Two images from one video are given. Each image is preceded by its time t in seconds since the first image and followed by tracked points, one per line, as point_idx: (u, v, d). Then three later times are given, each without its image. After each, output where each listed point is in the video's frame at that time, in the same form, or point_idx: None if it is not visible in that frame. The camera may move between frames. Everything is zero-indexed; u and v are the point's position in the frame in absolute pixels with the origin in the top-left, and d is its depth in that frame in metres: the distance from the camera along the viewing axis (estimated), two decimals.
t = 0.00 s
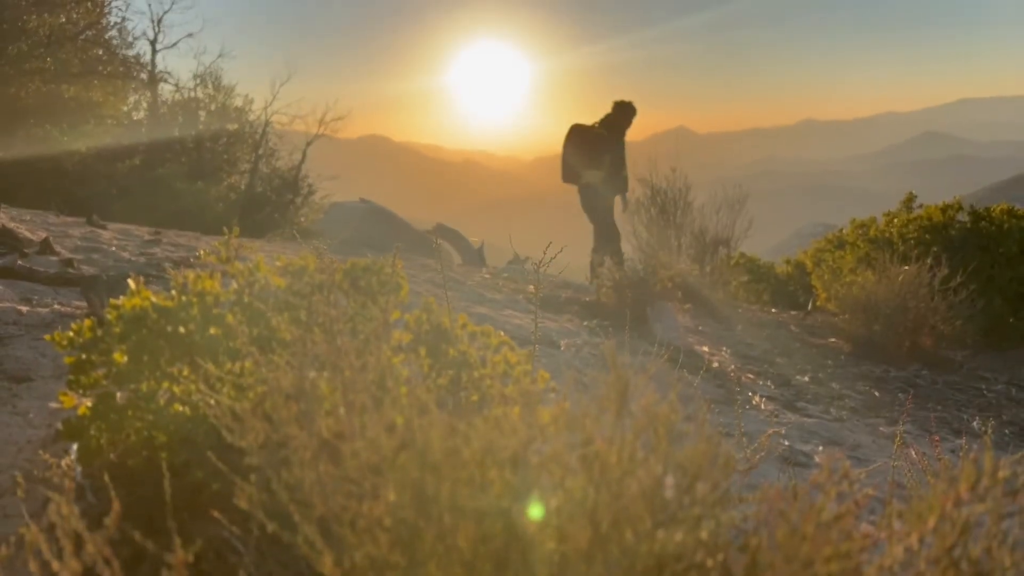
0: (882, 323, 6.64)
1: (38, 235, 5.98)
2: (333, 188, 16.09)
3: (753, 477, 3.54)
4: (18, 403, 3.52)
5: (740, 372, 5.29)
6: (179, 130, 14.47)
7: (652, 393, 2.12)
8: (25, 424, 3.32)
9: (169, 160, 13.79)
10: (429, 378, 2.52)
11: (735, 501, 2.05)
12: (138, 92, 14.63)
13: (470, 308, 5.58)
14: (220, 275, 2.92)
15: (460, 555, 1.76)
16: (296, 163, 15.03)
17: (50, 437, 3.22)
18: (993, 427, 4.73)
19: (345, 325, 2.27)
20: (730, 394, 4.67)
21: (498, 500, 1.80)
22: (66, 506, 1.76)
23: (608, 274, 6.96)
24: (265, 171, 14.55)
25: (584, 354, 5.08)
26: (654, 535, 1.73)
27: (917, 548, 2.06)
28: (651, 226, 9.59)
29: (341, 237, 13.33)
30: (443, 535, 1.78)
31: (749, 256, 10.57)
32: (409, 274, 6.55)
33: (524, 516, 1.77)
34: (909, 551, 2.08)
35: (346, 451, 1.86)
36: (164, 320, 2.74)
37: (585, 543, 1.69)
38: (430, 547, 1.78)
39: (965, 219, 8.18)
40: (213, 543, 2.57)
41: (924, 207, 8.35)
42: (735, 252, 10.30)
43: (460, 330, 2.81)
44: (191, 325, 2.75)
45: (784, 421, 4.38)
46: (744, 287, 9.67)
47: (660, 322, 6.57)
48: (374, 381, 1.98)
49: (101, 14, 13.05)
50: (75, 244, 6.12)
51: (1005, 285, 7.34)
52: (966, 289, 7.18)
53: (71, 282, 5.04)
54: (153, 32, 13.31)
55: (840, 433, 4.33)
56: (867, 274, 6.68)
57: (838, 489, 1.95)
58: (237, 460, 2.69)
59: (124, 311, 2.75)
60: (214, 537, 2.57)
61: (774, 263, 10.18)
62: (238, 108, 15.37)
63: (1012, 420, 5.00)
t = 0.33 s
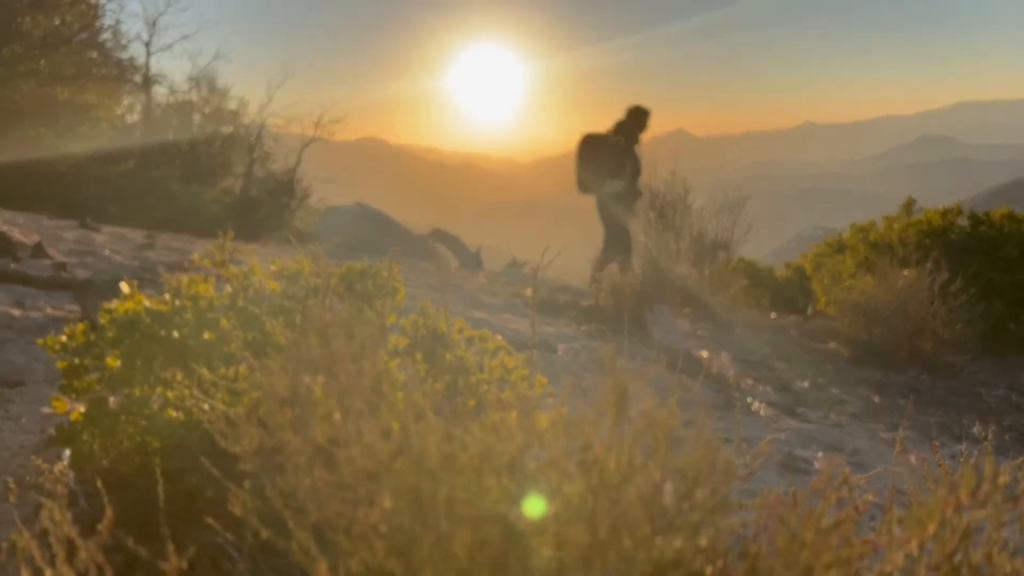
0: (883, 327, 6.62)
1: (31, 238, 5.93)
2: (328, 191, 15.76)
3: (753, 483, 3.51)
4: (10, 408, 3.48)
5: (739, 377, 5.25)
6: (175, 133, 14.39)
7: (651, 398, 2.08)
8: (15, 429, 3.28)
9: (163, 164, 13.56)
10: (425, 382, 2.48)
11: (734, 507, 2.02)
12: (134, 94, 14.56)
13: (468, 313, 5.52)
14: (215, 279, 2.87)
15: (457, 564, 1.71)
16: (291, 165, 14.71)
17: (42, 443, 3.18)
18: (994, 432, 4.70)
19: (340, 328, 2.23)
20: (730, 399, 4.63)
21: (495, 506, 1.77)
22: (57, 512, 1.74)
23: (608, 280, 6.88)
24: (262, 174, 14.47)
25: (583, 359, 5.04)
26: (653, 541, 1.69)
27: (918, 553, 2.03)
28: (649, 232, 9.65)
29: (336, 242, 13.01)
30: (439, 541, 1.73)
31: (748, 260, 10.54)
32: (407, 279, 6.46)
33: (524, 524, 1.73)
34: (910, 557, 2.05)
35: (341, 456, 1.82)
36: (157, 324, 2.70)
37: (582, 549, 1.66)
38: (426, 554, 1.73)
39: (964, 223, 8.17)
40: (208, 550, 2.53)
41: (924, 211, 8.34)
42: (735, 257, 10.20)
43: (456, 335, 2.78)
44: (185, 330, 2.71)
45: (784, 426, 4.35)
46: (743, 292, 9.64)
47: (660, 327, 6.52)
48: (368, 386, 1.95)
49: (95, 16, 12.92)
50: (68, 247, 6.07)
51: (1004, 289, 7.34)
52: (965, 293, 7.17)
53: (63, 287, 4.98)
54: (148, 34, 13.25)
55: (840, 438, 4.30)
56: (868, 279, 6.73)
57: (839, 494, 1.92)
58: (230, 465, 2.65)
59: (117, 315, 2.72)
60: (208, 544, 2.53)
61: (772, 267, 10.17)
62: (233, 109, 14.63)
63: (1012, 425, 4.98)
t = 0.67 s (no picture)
0: (878, 331, 6.61)
1: (22, 241, 5.89)
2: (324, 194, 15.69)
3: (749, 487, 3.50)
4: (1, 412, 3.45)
5: (735, 381, 5.24)
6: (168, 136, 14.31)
7: (647, 402, 2.06)
8: (6, 434, 3.25)
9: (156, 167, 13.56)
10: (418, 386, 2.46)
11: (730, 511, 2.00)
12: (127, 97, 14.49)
13: (462, 317, 5.50)
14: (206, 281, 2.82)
15: (451, 568, 1.72)
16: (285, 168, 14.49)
17: (32, 447, 3.15)
18: (988, 435, 4.71)
19: (334, 332, 2.21)
20: (724, 403, 4.62)
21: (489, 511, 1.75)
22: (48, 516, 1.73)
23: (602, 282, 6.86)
24: (255, 177, 14.42)
25: (577, 363, 5.02)
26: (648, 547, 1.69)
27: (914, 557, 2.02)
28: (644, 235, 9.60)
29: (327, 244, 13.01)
30: (433, 545, 1.73)
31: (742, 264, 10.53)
32: (400, 282, 6.45)
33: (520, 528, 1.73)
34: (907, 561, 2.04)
35: (333, 459, 1.81)
36: (148, 328, 2.68)
37: (578, 552, 1.66)
38: (420, 558, 1.72)
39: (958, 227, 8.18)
40: (199, 556, 2.53)
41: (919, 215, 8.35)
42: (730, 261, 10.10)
43: (451, 339, 2.76)
44: (177, 333, 2.69)
45: (779, 429, 4.34)
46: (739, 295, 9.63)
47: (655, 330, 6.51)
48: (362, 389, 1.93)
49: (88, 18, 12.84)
50: (59, 250, 6.03)
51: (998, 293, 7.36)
52: (960, 296, 7.17)
53: (53, 290, 4.95)
54: (142, 37, 13.19)
55: (835, 442, 4.29)
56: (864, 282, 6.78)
57: (836, 498, 1.92)
58: (221, 470, 2.61)
59: (108, 319, 2.69)
60: (200, 549, 2.53)
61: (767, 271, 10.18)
62: (224, 112, 14.53)
63: (1007, 429, 4.98)
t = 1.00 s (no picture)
0: (873, 332, 6.60)
1: (7, 245, 5.83)
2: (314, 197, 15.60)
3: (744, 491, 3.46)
4: None
5: (728, 384, 5.21)
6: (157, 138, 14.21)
7: (639, 406, 2.01)
8: None
9: (144, 168, 13.26)
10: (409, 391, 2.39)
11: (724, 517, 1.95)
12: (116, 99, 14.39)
13: (453, 320, 5.45)
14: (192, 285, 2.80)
15: None
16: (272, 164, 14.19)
17: (14, 454, 3.10)
18: (983, 438, 4.70)
19: (319, 336, 2.16)
20: (716, 406, 4.59)
21: (477, 521, 1.73)
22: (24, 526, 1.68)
23: (594, 283, 6.77)
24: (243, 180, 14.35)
25: (568, 366, 4.98)
26: (637, 555, 1.67)
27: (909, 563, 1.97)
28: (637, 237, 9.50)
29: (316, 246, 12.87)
30: (421, 554, 1.67)
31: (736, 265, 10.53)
32: (392, 285, 6.39)
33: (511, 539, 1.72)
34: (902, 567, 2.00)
35: (318, 467, 1.77)
36: (132, 332, 2.63)
37: (570, 561, 1.65)
38: (408, 567, 1.66)
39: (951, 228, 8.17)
40: (184, 565, 2.48)
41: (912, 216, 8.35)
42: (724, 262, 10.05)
43: (440, 342, 2.71)
44: (162, 337, 2.64)
45: (773, 433, 4.30)
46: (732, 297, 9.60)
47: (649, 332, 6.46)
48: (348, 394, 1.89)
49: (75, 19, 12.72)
50: (45, 254, 5.97)
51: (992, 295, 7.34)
52: (954, 298, 7.16)
53: (38, 294, 4.90)
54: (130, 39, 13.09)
55: (828, 445, 4.26)
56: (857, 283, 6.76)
57: (829, 504, 1.89)
58: (206, 478, 2.60)
59: (92, 323, 2.66)
60: (183, 559, 2.47)
61: (760, 273, 10.16)
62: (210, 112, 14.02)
63: (1000, 431, 4.96)
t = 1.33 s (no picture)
0: (856, 334, 6.63)
1: None
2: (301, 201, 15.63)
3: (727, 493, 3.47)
4: None
5: (713, 385, 5.22)
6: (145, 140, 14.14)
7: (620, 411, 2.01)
8: None
9: (133, 168, 13.11)
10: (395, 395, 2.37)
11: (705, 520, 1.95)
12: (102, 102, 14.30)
13: (439, 322, 5.45)
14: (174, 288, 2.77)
15: None
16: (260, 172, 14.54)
17: None
18: (965, 439, 4.75)
19: (299, 342, 2.15)
20: (701, 407, 4.60)
21: (456, 527, 1.71)
22: None
23: (581, 285, 6.78)
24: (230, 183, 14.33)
25: (553, 368, 4.98)
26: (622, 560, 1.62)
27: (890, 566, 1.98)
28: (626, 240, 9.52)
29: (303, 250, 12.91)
30: (400, 561, 1.69)
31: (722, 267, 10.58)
32: (377, 287, 6.37)
33: (488, 546, 1.70)
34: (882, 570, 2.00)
35: (295, 474, 1.76)
36: (113, 337, 2.63)
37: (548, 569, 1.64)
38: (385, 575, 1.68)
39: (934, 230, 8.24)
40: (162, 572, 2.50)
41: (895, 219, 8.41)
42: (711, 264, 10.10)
43: (426, 345, 2.70)
44: (143, 342, 2.63)
45: (759, 435, 4.31)
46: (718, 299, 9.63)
47: (635, 334, 6.45)
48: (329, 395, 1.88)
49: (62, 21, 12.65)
50: (30, 257, 5.96)
51: (974, 296, 7.40)
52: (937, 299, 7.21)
53: (21, 298, 4.89)
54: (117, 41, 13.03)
55: (812, 446, 4.28)
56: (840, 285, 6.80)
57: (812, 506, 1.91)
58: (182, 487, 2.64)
59: (72, 327, 2.66)
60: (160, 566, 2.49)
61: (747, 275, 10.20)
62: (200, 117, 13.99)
63: (982, 432, 5.01)
